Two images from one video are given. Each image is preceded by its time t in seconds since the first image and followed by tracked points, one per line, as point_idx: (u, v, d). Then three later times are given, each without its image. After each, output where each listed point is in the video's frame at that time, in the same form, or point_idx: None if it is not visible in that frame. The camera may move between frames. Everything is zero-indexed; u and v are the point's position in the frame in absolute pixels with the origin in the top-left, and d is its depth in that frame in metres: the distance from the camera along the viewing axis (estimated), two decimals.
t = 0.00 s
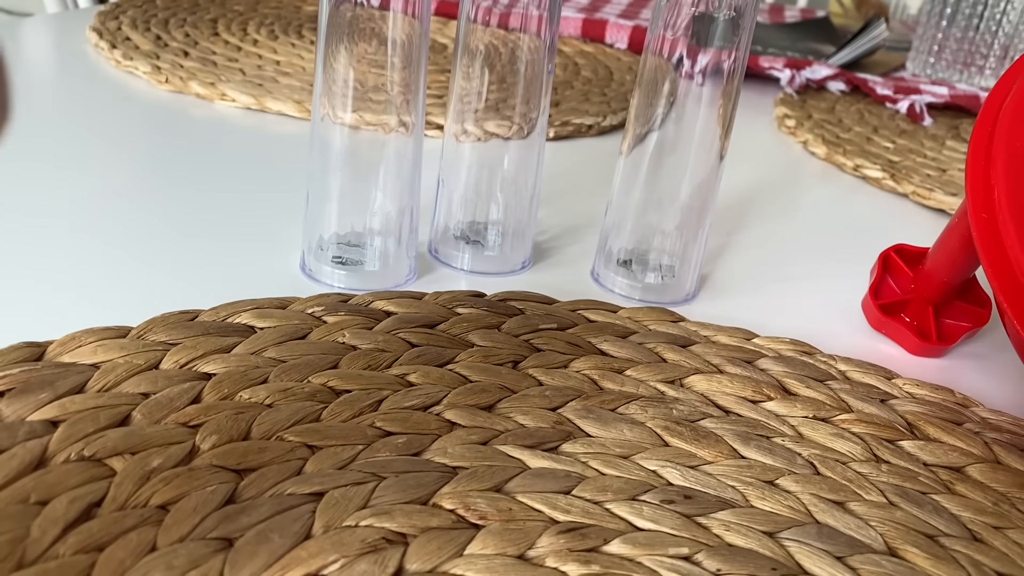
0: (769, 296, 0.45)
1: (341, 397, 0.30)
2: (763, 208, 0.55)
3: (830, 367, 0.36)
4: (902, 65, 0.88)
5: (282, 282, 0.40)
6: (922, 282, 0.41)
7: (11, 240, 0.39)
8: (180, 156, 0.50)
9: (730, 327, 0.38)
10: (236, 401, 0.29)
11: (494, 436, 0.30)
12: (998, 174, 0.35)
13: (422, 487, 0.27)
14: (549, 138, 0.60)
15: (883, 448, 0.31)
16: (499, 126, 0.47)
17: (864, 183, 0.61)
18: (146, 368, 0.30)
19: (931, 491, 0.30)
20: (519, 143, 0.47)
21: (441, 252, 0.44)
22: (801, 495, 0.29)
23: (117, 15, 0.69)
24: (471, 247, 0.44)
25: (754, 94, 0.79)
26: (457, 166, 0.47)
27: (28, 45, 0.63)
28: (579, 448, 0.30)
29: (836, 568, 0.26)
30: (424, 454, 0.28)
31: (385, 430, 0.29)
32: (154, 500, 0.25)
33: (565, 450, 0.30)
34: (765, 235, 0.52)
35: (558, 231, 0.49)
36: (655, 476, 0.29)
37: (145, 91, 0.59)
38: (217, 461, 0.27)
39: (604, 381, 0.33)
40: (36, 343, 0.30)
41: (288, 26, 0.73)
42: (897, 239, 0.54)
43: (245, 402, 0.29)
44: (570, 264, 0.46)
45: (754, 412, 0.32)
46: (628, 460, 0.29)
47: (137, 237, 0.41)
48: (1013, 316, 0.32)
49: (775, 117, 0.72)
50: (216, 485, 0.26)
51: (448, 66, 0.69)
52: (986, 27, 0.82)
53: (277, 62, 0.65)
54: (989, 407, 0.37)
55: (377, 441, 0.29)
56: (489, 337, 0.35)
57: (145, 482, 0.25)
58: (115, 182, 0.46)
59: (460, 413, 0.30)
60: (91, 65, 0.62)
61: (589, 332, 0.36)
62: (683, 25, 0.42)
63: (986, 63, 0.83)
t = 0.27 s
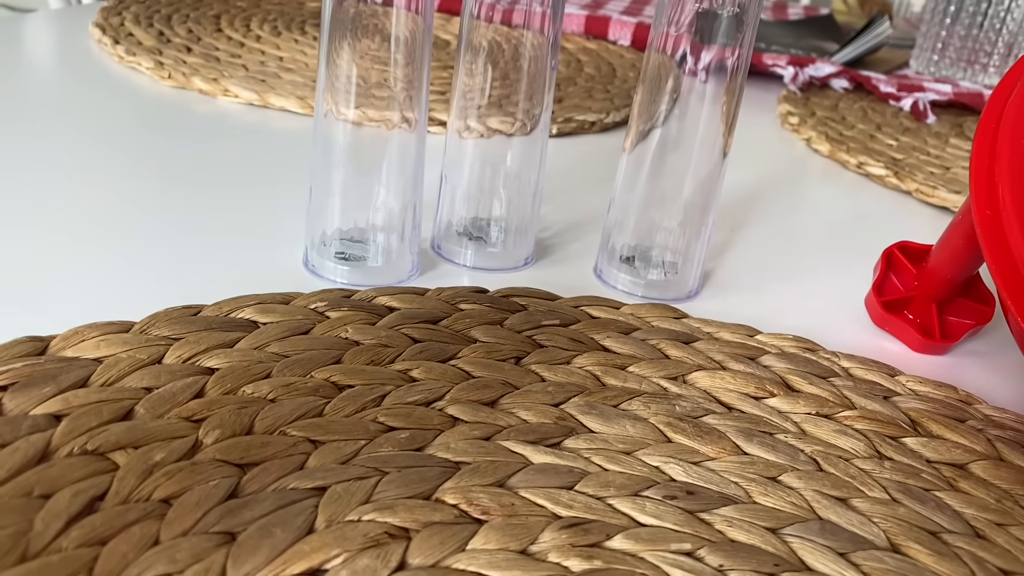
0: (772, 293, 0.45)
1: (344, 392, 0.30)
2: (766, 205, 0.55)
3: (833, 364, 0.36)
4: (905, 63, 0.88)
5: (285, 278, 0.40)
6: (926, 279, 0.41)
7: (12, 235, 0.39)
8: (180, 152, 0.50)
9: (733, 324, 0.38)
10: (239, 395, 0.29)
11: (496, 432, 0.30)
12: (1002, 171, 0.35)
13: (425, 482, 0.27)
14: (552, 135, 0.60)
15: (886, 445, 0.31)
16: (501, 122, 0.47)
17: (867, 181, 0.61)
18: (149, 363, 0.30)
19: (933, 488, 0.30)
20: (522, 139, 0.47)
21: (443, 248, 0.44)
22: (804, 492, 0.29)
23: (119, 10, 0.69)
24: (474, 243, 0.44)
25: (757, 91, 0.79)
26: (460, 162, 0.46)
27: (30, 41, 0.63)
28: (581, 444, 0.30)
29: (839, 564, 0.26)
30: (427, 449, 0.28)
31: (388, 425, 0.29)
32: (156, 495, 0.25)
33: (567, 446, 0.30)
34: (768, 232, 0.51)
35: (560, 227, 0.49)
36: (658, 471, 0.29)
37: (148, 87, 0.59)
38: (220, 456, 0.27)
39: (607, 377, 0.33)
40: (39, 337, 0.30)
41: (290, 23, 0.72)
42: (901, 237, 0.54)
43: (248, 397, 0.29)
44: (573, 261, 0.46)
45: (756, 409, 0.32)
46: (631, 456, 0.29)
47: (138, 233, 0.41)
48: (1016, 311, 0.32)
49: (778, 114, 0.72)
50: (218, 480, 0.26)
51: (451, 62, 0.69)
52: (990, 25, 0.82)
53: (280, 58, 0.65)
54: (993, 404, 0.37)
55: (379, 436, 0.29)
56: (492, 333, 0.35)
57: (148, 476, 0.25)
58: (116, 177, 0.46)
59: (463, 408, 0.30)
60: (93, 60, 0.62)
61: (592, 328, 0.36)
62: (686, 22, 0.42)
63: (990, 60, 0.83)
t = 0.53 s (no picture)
0: (774, 289, 0.45)
1: (350, 385, 0.31)
2: (769, 202, 0.56)
3: (834, 359, 0.36)
4: (908, 60, 0.88)
5: (291, 273, 0.41)
6: (926, 275, 0.41)
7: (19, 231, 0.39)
8: (186, 149, 0.51)
9: (735, 319, 0.38)
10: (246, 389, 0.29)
11: (500, 425, 0.30)
12: (1003, 168, 0.35)
13: (430, 474, 0.27)
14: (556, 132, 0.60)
15: (886, 439, 0.32)
16: (505, 119, 0.46)
17: (870, 178, 0.61)
18: (157, 357, 0.30)
19: (933, 482, 0.30)
20: (526, 136, 0.47)
21: (448, 244, 0.45)
22: (805, 485, 0.29)
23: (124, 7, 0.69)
24: (478, 240, 0.45)
25: (760, 88, 0.79)
26: (464, 159, 0.47)
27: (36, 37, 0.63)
28: (585, 438, 0.30)
29: (839, 557, 0.27)
30: (432, 442, 0.29)
31: (393, 418, 0.30)
32: (165, 486, 0.25)
33: (571, 439, 0.30)
34: (771, 228, 0.52)
35: (564, 223, 0.49)
36: (660, 464, 0.29)
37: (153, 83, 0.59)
38: (228, 448, 0.27)
39: (610, 371, 0.34)
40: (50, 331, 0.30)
41: (295, 19, 0.73)
42: (902, 234, 0.54)
43: (255, 390, 0.30)
44: (576, 257, 0.46)
45: (758, 403, 0.33)
46: (634, 449, 0.30)
47: (144, 228, 0.42)
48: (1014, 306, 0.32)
49: (781, 111, 0.72)
50: (227, 471, 0.26)
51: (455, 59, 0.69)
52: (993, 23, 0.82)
53: (285, 54, 0.65)
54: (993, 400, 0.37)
55: (385, 429, 0.29)
56: (496, 328, 0.35)
57: (157, 468, 0.26)
58: (121, 173, 0.46)
59: (467, 402, 0.31)
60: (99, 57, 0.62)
61: (595, 324, 0.36)
62: (689, 20, 0.43)
63: (993, 58, 0.83)
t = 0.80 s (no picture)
0: (786, 269, 0.44)
1: (358, 359, 0.30)
2: (779, 185, 0.55)
3: (849, 338, 0.36)
4: (917, 48, 0.87)
5: (296, 251, 0.40)
6: (942, 255, 0.40)
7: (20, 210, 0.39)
8: (187, 129, 0.50)
9: (748, 298, 0.38)
10: (252, 362, 0.29)
11: (512, 400, 0.29)
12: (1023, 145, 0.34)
13: (441, 447, 0.27)
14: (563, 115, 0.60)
15: (904, 416, 0.31)
16: (512, 101, 0.46)
17: (880, 162, 0.61)
18: (162, 330, 0.29)
19: (953, 458, 0.29)
20: (534, 119, 0.46)
21: (455, 223, 0.44)
22: (822, 460, 0.29)
23: None
24: (486, 219, 0.44)
25: (768, 74, 0.78)
26: (472, 140, 0.46)
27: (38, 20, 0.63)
28: (597, 413, 0.29)
29: (859, 532, 0.26)
30: (442, 416, 0.28)
31: (403, 392, 0.29)
32: (170, 458, 0.25)
33: (583, 414, 0.29)
34: (782, 211, 0.51)
35: (572, 204, 0.49)
36: (675, 440, 0.29)
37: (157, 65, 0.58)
38: (235, 420, 0.26)
39: (622, 348, 0.33)
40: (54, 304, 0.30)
41: (299, 4, 0.72)
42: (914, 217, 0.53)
43: (262, 364, 0.29)
44: (585, 236, 0.45)
45: (773, 380, 0.32)
46: (647, 424, 0.29)
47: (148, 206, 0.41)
48: None
49: (790, 97, 0.71)
50: (233, 443, 0.25)
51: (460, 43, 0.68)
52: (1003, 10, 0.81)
53: (289, 38, 0.65)
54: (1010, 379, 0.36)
55: (395, 403, 0.28)
56: (506, 305, 0.34)
57: (162, 439, 0.25)
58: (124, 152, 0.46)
59: (478, 377, 0.30)
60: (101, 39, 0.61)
61: (606, 301, 0.36)
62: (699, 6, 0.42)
63: (1002, 46, 0.82)
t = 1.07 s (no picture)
0: (789, 259, 0.43)
1: (346, 349, 0.29)
2: (782, 174, 0.54)
3: (853, 328, 0.34)
4: (921, 38, 0.86)
5: (285, 237, 0.39)
6: (949, 244, 0.39)
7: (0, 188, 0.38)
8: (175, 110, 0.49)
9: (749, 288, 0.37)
10: (236, 351, 0.28)
11: (504, 391, 0.28)
12: None
13: (430, 440, 0.26)
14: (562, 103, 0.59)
15: (910, 409, 0.30)
16: (508, 88, 0.45)
17: (885, 152, 0.60)
18: (142, 318, 0.28)
19: (961, 453, 0.28)
20: (531, 107, 0.45)
21: (450, 211, 0.43)
22: (826, 454, 0.28)
23: None
24: (481, 207, 0.43)
25: (770, 63, 0.77)
26: (467, 127, 0.45)
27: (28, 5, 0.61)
28: (593, 405, 0.28)
29: (864, 529, 0.25)
30: (431, 407, 0.27)
31: (392, 382, 0.28)
32: (147, 450, 0.24)
33: (579, 406, 0.28)
34: (785, 200, 0.50)
35: (570, 192, 0.47)
36: (673, 433, 0.28)
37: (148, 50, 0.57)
38: (216, 411, 0.25)
39: (619, 338, 0.32)
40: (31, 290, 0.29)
41: None
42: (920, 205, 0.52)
43: (246, 353, 0.28)
44: (583, 225, 0.44)
45: (775, 371, 0.31)
46: (645, 416, 0.28)
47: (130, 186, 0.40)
48: None
49: (793, 85, 0.70)
50: (214, 434, 0.24)
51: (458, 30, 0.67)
52: None
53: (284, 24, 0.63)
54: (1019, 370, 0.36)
55: (383, 393, 0.27)
56: (500, 294, 0.33)
57: (139, 431, 0.24)
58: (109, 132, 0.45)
59: (470, 367, 0.29)
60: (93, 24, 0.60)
61: (603, 290, 0.35)
62: None
63: (1008, 36, 0.80)
